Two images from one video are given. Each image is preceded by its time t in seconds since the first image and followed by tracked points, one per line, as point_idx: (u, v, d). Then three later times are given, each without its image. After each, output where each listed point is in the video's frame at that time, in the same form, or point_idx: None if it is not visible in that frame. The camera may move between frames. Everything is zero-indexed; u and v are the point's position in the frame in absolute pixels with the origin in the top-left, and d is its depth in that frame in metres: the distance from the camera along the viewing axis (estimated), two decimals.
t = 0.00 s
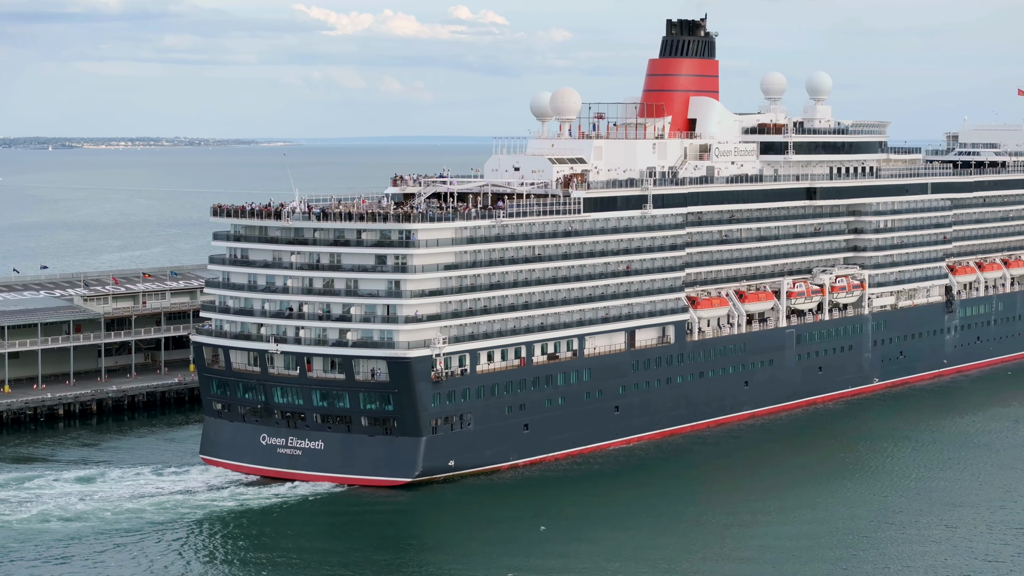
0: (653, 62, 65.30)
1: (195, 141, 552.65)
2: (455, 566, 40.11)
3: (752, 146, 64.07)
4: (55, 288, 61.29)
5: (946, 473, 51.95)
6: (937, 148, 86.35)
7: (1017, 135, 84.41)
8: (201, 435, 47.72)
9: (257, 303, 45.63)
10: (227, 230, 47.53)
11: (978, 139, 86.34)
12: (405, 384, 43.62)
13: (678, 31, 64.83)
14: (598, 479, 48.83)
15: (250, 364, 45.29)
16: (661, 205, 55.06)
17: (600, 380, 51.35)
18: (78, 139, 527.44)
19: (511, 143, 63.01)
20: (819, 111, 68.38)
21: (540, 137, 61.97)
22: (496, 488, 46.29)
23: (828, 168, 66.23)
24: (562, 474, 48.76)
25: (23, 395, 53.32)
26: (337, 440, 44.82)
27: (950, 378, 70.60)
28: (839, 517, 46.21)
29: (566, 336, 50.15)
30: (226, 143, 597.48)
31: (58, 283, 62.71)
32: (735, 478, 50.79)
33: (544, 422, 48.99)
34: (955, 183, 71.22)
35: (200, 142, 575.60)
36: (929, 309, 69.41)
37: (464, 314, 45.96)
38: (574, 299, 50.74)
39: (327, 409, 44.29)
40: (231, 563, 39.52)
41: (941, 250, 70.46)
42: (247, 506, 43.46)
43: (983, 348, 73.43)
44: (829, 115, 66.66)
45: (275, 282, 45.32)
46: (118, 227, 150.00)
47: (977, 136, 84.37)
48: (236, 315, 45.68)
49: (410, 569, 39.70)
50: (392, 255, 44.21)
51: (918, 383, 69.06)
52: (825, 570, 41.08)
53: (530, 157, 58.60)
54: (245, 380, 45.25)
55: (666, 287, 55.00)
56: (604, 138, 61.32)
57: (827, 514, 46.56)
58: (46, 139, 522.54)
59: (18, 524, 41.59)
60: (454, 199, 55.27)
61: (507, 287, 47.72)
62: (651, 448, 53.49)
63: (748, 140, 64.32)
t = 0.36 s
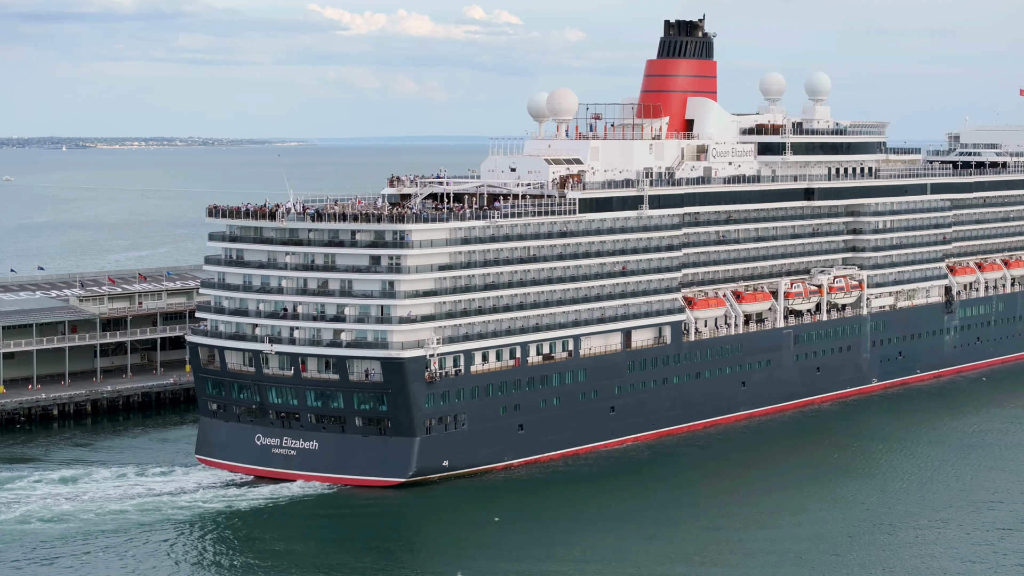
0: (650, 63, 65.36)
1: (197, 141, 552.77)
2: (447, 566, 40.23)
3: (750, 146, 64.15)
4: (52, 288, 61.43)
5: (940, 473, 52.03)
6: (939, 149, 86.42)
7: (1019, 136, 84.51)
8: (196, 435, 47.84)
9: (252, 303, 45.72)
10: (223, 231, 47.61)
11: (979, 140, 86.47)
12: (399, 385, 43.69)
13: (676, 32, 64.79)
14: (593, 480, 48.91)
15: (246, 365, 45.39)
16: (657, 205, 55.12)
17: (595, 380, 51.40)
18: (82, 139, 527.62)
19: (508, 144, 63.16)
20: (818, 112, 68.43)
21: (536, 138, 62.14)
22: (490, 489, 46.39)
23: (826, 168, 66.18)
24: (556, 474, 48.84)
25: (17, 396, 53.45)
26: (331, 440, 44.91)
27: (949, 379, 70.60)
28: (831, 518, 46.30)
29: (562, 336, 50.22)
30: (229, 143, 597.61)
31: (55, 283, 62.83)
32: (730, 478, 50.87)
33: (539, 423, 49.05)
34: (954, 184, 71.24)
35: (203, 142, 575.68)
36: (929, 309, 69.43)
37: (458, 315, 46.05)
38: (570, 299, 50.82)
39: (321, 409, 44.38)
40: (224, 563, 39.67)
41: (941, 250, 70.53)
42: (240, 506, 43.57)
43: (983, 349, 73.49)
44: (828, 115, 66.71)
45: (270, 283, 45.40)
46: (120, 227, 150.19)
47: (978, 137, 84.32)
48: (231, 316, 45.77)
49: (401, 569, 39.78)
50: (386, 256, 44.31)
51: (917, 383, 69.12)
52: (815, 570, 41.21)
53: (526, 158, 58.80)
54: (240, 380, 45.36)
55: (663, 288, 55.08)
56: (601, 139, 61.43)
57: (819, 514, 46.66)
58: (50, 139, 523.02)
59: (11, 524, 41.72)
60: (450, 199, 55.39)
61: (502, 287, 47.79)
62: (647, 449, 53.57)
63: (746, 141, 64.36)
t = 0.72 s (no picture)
0: (648, 63, 65.45)
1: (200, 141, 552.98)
2: (438, 565, 40.33)
3: (747, 146, 64.24)
4: (48, 288, 61.53)
5: (933, 474, 52.09)
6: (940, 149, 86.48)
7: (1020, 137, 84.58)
8: (191, 435, 47.96)
9: (247, 303, 45.82)
10: (218, 231, 47.70)
11: (980, 141, 86.59)
12: (392, 385, 43.79)
13: (673, 32, 64.79)
14: (587, 480, 49.00)
15: (240, 365, 45.50)
16: (653, 206, 55.20)
17: (590, 380, 51.46)
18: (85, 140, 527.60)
19: (503, 144, 63.29)
20: (817, 112, 68.50)
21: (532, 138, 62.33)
22: (483, 489, 46.49)
23: (824, 168, 66.28)
24: (550, 474, 48.92)
25: (11, 396, 53.56)
26: (325, 440, 45.00)
27: (948, 379, 70.64)
28: (822, 518, 46.39)
29: (556, 336, 50.29)
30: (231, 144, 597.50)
31: (51, 283, 62.92)
32: (724, 479, 50.96)
33: (533, 423, 49.12)
34: (954, 184, 71.34)
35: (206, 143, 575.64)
36: (928, 309, 69.48)
37: (452, 315, 46.15)
38: (565, 300, 50.90)
39: (315, 409, 44.49)
40: (216, 563, 39.79)
41: (939, 251, 70.59)
42: (232, 506, 43.68)
43: (982, 349, 73.52)
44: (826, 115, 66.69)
45: (264, 283, 45.51)
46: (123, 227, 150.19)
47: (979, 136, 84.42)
48: (226, 316, 45.87)
49: (392, 569, 39.87)
50: (380, 256, 44.41)
51: (915, 384, 69.15)
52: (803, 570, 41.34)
53: (521, 158, 59.03)
54: (234, 380, 45.47)
55: (659, 288, 55.17)
56: (597, 139, 61.54)
57: (809, 514, 46.81)
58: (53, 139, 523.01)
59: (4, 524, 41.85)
60: (446, 199, 55.51)
61: (496, 288, 47.88)
62: (642, 449, 53.65)
63: (743, 142, 64.42)
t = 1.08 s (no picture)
0: (646, 64, 65.56)
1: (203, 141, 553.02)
2: (430, 565, 40.47)
3: (745, 147, 64.23)
4: (44, 288, 61.66)
5: (925, 475, 52.15)
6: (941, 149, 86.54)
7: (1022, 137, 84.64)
8: (187, 434, 48.10)
9: (241, 303, 45.93)
10: (213, 231, 47.79)
11: (981, 141, 86.63)
12: (385, 384, 43.90)
13: (672, 32, 64.84)
14: (581, 480, 49.10)
15: (235, 364, 45.61)
16: (649, 206, 55.27)
17: (585, 380, 51.54)
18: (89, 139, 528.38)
19: (500, 144, 63.36)
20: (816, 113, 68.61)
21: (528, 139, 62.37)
22: (477, 488, 46.62)
23: (823, 169, 66.31)
24: (544, 474, 49.03)
25: (6, 395, 53.68)
26: (318, 439, 45.14)
27: (948, 379, 70.65)
28: (812, 518, 46.50)
29: (551, 336, 50.38)
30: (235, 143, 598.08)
31: (48, 283, 63.05)
32: (719, 479, 51.04)
33: (528, 422, 49.21)
34: (953, 185, 71.44)
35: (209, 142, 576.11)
36: (927, 309, 69.54)
37: (446, 315, 46.26)
38: (560, 300, 50.99)
39: (309, 408, 44.61)
40: (208, 562, 39.95)
41: (939, 251, 70.65)
42: (224, 506, 43.82)
43: (982, 349, 73.55)
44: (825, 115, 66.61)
45: (259, 283, 45.62)
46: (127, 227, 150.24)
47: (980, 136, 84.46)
48: (221, 315, 45.99)
49: (382, 568, 40.02)
50: (374, 256, 44.53)
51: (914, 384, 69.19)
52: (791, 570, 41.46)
53: (516, 159, 58.99)
54: (229, 380, 45.58)
55: (655, 288, 55.27)
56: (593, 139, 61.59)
57: (800, 515, 46.91)
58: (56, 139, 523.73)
59: None
60: (442, 200, 55.65)
61: (490, 288, 47.99)
62: (638, 449, 53.73)
63: (741, 142, 64.47)
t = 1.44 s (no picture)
0: (645, 65, 65.68)
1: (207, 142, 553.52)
2: (422, 565, 40.57)
3: (743, 147, 64.11)
4: (42, 288, 61.81)
5: (919, 477, 52.18)
6: (945, 150, 86.56)
7: None
8: (183, 434, 48.23)
9: (237, 303, 46.05)
10: (209, 231, 47.90)
11: (985, 142, 86.59)
12: (380, 384, 44.00)
13: (671, 33, 64.97)
14: (577, 480, 49.19)
15: (230, 365, 45.72)
16: (646, 206, 55.36)
17: (582, 380, 51.62)
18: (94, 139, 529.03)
19: (497, 145, 63.49)
20: (816, 113, 68.65)
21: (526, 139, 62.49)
22: (472, 488, 46.72)
23: (821, 169, 66.31)
24: (539, 474, 49.11)
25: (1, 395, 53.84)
26: (313, 440, 45.26)
27: (948, 380, 70.63)
28: (804, 519, 46.59)
29: (547, 337, 50.46)
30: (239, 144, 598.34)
31: (45, 283, 63.21)
32: (714, 479, 51.11)
33: (523, 423, 49.28)
34: (953, 185, 71.46)
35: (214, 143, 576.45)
36: (927, 309, 69.55)
37: (441, 315, 46.36)
38: (556, 300, 51.06)
39: (304, 408, 44.73)
40: (201, 562, 40.08)
41: (940, 251, 70.69)
42: (218, 507, 43.94)
43: (984, 350, 73.57)
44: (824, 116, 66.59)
45: (254, 283, 45.73)
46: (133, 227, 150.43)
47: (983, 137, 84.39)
48: (216, 315, 46.11)
49: (374, 568, 40.14)
50: (368, 257, 44.65)
51: (914, 385, 69.22)
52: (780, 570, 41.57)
53: (513, 159, 59.07)
54: (225, 380, 45.71)
55: (652, 289, 55.35)
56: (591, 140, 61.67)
57: (792, 515, 46.98)
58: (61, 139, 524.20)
59: None
60: (439, 200, 55.79)
61: (486, 288, 48.07)
62: (634, 449, 53.81)
63: (739, 142, 64.52)
